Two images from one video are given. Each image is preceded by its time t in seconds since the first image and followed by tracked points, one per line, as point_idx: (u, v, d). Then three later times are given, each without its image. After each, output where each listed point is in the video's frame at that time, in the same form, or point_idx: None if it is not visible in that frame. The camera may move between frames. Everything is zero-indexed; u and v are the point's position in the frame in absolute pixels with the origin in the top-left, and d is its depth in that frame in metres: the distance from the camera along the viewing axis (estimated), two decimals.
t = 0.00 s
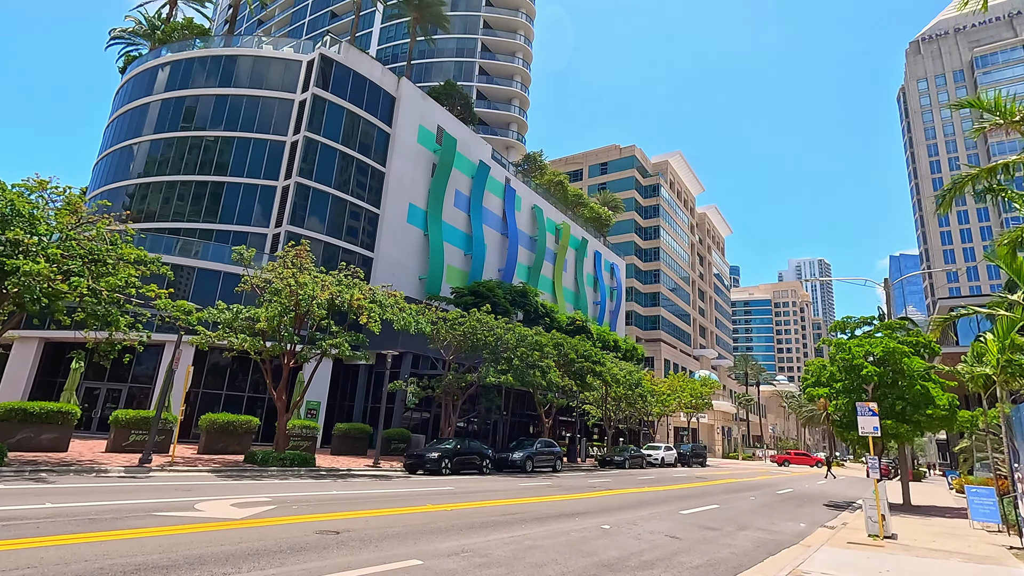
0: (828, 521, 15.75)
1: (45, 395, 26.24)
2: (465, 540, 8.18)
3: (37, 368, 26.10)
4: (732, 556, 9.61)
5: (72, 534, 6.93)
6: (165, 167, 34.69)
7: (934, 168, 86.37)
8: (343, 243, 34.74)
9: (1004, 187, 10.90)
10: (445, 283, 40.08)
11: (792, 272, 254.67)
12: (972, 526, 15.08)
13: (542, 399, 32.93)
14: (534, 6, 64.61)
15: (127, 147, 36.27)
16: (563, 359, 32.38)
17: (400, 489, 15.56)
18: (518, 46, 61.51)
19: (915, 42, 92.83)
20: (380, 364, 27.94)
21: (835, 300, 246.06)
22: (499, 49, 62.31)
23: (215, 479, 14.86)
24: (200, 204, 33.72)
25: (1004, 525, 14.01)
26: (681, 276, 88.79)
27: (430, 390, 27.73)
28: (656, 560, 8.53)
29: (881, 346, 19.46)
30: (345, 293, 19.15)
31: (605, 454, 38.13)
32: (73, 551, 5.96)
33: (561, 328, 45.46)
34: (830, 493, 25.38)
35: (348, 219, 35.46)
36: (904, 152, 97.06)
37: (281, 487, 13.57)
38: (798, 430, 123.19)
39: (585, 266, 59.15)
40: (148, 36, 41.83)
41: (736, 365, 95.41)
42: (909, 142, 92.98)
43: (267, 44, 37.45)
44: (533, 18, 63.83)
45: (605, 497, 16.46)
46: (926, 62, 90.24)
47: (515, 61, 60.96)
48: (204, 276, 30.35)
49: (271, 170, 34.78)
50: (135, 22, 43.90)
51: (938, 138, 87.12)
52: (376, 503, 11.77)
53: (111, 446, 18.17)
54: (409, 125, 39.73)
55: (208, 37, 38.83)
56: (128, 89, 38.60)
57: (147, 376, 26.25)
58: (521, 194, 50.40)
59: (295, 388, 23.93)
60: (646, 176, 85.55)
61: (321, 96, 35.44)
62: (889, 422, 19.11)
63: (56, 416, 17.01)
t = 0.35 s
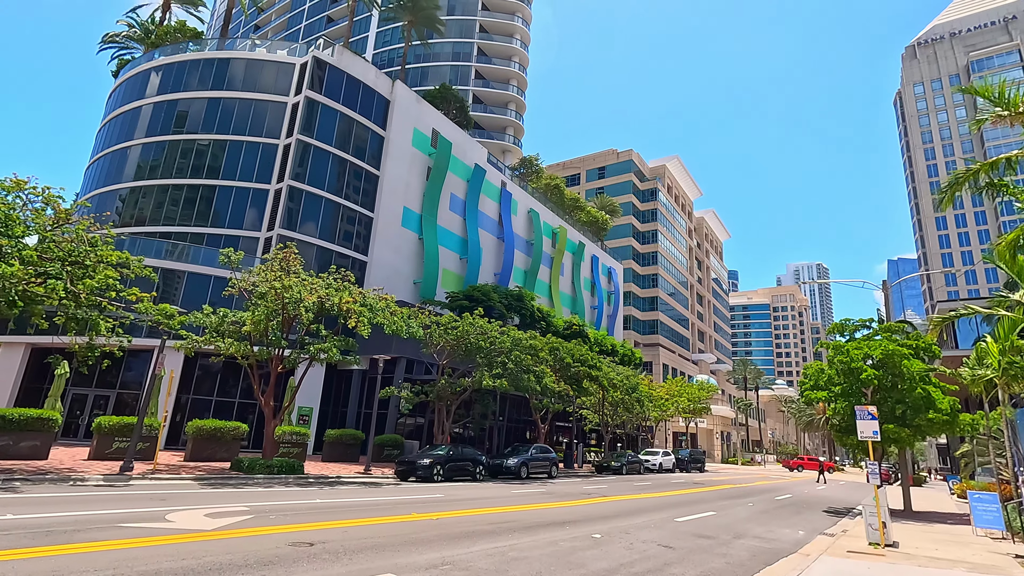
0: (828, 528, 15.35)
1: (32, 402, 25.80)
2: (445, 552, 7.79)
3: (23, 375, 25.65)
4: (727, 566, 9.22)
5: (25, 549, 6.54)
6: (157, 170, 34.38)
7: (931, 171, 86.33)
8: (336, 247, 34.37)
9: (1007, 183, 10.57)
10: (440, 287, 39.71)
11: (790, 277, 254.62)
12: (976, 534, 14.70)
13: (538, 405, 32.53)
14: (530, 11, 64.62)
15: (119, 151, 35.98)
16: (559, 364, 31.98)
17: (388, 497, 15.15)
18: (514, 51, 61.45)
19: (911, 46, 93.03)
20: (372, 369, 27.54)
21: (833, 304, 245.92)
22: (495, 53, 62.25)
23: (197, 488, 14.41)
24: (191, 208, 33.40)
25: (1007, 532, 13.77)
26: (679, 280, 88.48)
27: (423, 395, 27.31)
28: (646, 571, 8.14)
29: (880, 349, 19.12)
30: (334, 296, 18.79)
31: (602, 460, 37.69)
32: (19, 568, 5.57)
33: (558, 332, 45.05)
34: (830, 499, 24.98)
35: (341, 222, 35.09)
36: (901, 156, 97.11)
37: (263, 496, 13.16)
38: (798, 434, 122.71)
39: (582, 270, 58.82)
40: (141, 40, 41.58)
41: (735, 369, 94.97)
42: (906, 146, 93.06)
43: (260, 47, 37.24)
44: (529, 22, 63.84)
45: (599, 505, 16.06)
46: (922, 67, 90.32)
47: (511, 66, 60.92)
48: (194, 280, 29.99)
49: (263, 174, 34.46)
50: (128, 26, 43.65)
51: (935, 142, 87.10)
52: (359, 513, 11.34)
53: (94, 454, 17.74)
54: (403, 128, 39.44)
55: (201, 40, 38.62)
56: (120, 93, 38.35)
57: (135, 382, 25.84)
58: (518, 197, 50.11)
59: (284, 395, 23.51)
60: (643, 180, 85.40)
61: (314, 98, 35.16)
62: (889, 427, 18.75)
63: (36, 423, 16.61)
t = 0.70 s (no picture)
0: (831, 537, 14.91)
1: (18, 412, 25.31)
2: (427, 566, 7.35)
3: (10, 385, 25.19)
4: None
5: None
6: (150, 177, 34.12)
7: (929, 178, 86.36)
8: (330, 254, 34.03)
9: (1011, 178, 10.24)
10: (435, 294, 39.34)
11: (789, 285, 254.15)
12: (984, 544, 14.22)
13: (534, 413, 32.10)
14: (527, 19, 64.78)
15: (112, 158, 35.71)
16: (555, 371, 31.57)
17: (377, 507, 14.69)
18: (511, 58, 61.49)
19: (907, 54, 93.31)
20: (365, 377, 27.13)
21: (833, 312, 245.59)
22: (491, 61, 62.31)
23: (180, 499, 13.95)
24: (184, 215, 33.09)
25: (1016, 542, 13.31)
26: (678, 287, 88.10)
27: (418, 403, 26.85)
28: None
29: (882, 353, 18.72)
30: (324, 302, 18.42)
31: (601, 468, 37.14)
32: None
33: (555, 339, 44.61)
34: (832, 507, 24.48)
35: (335, 229, 34.74)
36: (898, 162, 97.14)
37: (245, 507, 12.70)
38: (799, 442, 121.99)
39: (580, 277, 58.47)
40: (136, 48, 41.46)
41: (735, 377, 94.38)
42: (903, 153, 93.13)
43: (254, 53, 37.11)
44: (525, 30, 64.00)
45: (595, 515, 15.60)
46: (918, 74, 90.58)
47: (508, 73, 60.98)
48: (185, 287, 29.61)
49: (256, 180, 34.18)
50: (123, 34, 43.54)
51: (932, 149, 87.17)
52: (343, 524, 10.88)
53: (76, 464, 17.27)
54: (399, 134, 39.23)
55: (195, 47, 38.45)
56: (114, 100, 38.11)
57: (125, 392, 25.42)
58: (515, 204, 49.84)
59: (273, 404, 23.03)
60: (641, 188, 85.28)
61: (308, 104, 34.94)
62: (891, 433, 18.31)
63: (19, 432, 16.21)
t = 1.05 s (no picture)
0: (830, 545, 14.53)
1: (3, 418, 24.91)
2: None
3: None
4: None
5: None
6: (141, 180, 33.80)
7: (926, 182, 86.28)
8: (323, 257, 33.67)
9: (1012, 174, 9.91)
10: (430, 297, 38.97)
11: (788, 289, 253.78)
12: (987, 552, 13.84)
13: (529, 418, 31.72)
14: (524, 23, 64.69)
15: (103, 161, 35.40)
16: (551, 375, 31.18)
17: (363, 515, 14.29)
18: (508, 62, 61.36)
19: (904, 59, 93.39)
20: (356, 382, 26.75)
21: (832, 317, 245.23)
22: (488, 64, 62.16)
23: (159, 507, 13.54)
24: (175, 218, 32.71)
25: (1019, 550, 12.96)
26: (676, 291, 87.77)
27: (410, 408, 26.46)
28: None
29: (880, 356, 18.36)
30: (313, 303, 18.07)
31: (597, 474, 36.65)
32: None
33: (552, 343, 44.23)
34: (832, 514, 24.07)
35: (328, 232, 34.38)
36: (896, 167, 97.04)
37: (225, 515, 12.31)
38: (798, 447, 121.39)
39: (578, 281, 58.16)
40: (130, 50, 41.18)
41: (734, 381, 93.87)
42: (901, 158, 93.06)
43: (248, 55, 36.89)
44: (522, 34, 63.92)
45: (588, 522, 15.22)
46: (915, 79, 90.64)
47: (505, 76, 60.82)
48: (176, 290, 29.21)
49: (249, 182, 33.87)
50: (117, 36, 43.32)
51: (930, 153, 87.12)
52: (323, 533, 10.44)
53: (57, 470, 16.86)
54: (393, 136, 38.96)
55: (188, 49, 38.20)
56: (106, 103, 37.86)
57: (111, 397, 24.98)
58: (511, 207, 49.56)
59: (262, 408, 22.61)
60: (639, 192, 85.08)
61: (301, 106, 34.68)
62: (891, 437, 17.93)
63: None
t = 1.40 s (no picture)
0: (827, 551, 14.19)
1: None
2: None
3: None
4: None
5: None
6: (131, 180, 33.46)
7: (924, 185, 86.19)
8: (316, 258, 33.34)
9: (1013, 168, 9.59)
10: (424, 299, 38.63)
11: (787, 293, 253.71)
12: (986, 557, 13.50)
13: (524, 421, 31.36)
14: (520, 25, 64.57)
15: (93, 161, 35.06)
16: (545, 378, 30.86)
17: (347, 520, 13.93)
18: (504, 64, 61.21)
19: (900, 63, 93.39)
20: (346, 384, 26.38)
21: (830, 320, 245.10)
22: (485, 66, 61.99)
23: (136, 512, 13.14)
24: (165, 219, 32.34)
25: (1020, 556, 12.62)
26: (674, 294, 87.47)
27: (402, 411, 26.09)
28: None
29: (878, 358, 18.04)
30: (300, 304, 17.74)
31: (593, 478, 36.23)
32: None
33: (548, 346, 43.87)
34: (830, 519, 23.68)
35: (320, 233, 34.05)
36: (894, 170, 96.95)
37: (203, 521, 11.94)
38: (797, 451, 120.98)
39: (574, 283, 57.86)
40: (123, 50, 40.91)
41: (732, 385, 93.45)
42: (898, 161, 93.01)
43: (241, 55, 36.63)
44: (519, 36, 63.79)
45: (579, 527, 14.88)
46: (912, 82, 90.62)
47: (501, 79, 60.68)
48: (165, 291, 28.83)
49: (241, 183, 33.56)
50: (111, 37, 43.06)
51: (927, 156, 87.05)
52: (299, 540, 10.10)
53: (36, 475, 16.45)
54: (387, 137, 38.69)
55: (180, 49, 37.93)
56: (98, 103, 37.57)
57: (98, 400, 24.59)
58: (507, 210, 49.27)
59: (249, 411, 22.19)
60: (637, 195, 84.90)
61: (294, 106, 34.41)
62: (889, 441, 17.60)
63: None
